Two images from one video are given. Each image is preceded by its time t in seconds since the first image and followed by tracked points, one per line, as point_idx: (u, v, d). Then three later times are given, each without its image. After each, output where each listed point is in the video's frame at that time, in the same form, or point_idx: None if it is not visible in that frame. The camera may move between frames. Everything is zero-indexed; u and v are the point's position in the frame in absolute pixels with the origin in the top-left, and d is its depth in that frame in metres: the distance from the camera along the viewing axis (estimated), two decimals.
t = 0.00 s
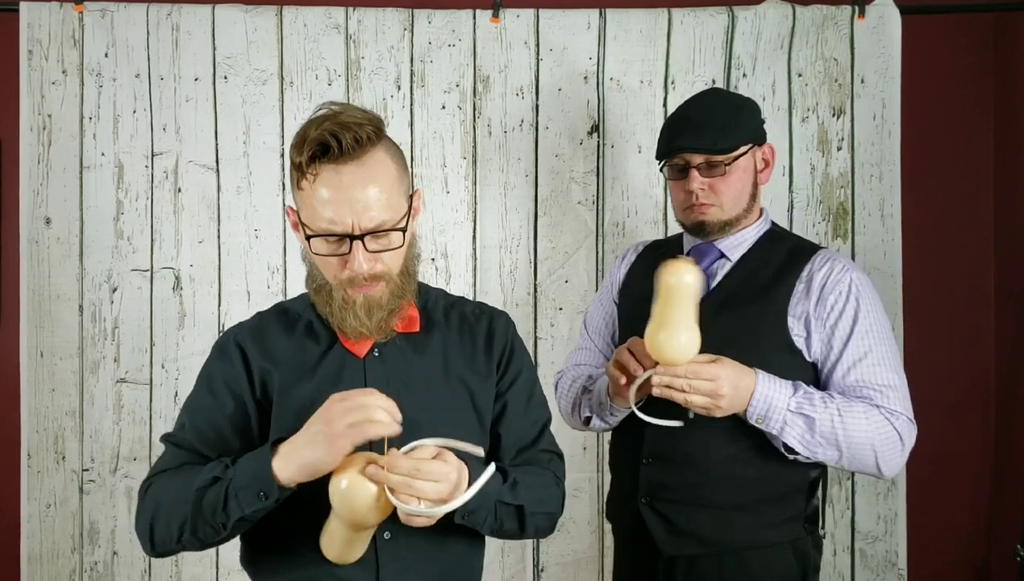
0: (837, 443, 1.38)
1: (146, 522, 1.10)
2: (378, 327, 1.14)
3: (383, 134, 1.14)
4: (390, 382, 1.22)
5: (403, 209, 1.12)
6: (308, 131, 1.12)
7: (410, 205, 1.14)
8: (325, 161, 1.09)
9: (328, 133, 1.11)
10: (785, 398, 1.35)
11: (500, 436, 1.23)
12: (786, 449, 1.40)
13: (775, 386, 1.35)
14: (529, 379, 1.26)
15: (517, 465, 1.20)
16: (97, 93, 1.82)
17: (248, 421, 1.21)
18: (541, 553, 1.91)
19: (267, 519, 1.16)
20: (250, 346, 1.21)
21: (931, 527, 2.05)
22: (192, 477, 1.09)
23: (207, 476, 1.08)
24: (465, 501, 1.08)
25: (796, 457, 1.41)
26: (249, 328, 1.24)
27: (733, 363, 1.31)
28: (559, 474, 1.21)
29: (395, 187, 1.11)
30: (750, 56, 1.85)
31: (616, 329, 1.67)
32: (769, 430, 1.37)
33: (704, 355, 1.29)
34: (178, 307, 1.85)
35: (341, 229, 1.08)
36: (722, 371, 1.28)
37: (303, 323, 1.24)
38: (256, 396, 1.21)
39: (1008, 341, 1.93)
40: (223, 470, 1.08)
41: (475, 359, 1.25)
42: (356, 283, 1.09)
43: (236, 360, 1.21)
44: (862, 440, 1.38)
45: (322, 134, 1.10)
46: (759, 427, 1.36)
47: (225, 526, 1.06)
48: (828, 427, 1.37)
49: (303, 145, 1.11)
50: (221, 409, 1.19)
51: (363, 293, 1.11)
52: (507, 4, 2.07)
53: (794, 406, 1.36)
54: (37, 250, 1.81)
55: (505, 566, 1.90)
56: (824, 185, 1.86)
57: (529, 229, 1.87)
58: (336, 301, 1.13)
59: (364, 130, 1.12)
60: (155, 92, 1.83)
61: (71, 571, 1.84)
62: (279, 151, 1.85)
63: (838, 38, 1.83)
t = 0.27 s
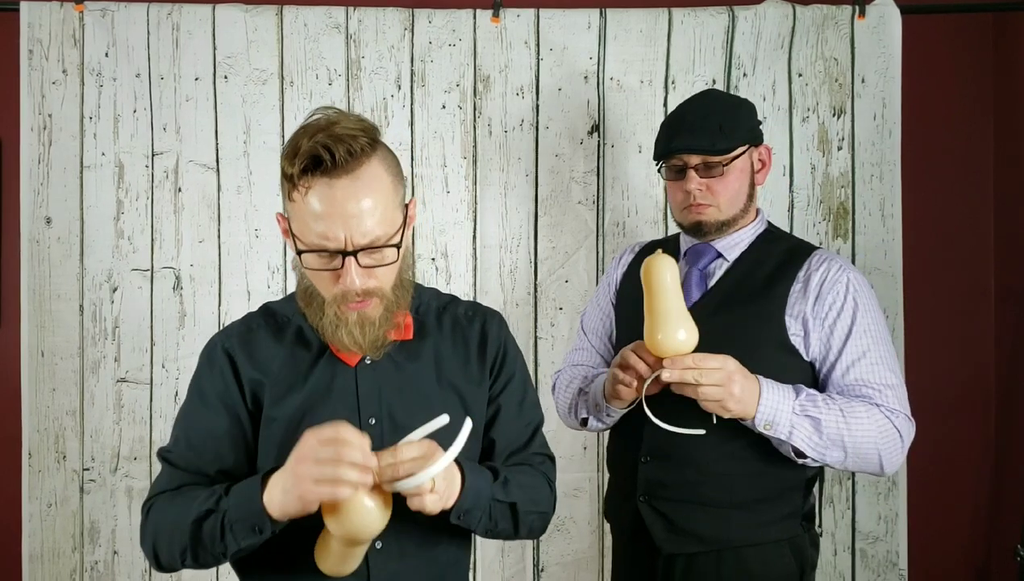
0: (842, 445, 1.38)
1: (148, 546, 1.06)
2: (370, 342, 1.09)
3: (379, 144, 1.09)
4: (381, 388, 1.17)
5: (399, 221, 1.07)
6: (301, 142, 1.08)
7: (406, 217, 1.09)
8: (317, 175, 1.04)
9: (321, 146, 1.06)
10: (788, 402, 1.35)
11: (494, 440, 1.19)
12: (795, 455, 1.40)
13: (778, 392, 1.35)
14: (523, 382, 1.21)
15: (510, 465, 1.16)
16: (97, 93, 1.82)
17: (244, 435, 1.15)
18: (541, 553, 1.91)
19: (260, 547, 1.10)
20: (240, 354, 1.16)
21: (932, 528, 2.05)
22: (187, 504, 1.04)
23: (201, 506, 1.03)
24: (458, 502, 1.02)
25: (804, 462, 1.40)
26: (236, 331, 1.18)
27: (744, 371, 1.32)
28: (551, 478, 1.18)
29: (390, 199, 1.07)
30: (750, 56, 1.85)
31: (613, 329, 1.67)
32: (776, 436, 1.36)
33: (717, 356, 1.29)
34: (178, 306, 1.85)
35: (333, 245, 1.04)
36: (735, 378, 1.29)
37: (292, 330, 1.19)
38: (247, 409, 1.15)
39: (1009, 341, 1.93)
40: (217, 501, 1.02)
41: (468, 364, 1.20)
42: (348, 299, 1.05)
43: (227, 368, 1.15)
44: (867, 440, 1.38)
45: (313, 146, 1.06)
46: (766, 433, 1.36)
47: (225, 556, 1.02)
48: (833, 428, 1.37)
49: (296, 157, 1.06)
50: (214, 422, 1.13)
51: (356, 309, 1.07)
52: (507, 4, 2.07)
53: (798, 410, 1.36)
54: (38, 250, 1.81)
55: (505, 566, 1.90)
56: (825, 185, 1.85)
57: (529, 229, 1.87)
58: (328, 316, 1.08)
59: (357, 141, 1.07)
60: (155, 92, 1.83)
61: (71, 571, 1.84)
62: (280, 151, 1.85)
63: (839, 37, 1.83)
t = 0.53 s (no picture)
0: (870, 437, 1.40)
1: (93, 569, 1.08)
2: (352, 388, 1.14)
3: (376, 196, 1.09)
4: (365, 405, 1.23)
5: (391, 275, 1.09)
6: (297, 195, 1.06)
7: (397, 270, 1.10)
8: (315, 235, 1.03)
9: (319, 204, 1.04)
10: (820, 396, 1.36)
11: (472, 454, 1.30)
12: (829, 448, 1.40)
13: (809, 385, 1.36)
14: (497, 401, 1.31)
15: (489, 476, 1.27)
16: (97, 92, 1.82)
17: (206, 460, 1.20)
18: (541, 551, 1.91)
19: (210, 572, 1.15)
20: (207, 383, 1.20)
21: (932, 527, 2.05)
22: (141, 536, 1.06)
23: (159, 542, 1.05)
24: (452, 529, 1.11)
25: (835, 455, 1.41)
26: (204, 362, 1.21)
27: (762, 356, 1.33)
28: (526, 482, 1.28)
29: (385, 254, 1.07)
30: (750, 54, 1.85)
31: (610, 327, 1.75)
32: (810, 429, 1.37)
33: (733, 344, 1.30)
34: (178, 305, 1.85)
35: (327, 303, 1.05)
36: (752, 356, 1.29)
37: (264, 362, 1.22)
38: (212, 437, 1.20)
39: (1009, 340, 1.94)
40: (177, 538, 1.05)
41: (448, 381, 1.29)
42: (337, 351, 1.08)
43: (194, 399, 1.19)
44: (894, 431, 1.40)
45: (311, 203, 1.04)
46: (801, 427, 1.36)
47: None
48: (862, 420, 1.39)
49: (292, 213, 1.05)
50: (177, 451, 1.16)
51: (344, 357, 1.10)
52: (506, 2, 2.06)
53: (830, 402, 1.37)
54: (38, 248, 1.82)
55: (506, 564, 1.91)
56: (825, 184, 1.85)
57: (530, 228, 1.87)
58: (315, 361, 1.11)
59: (358, 197, 1.06)
60: (155, 90, 1.83)
61: (72, 569, 1.84)
62: (280, 150, 1.85)
63: (839, 36, 1.83)
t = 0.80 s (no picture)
0: (854, 432, 1.38)
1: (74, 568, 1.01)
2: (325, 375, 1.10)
3: (364, 174, 1.07)
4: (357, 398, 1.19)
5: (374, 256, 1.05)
6: (284, 164, 1.04)
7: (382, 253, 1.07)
8: (297, 202, 1.00)
9: (305, 172, 1.02)
10: (795, 391, 1.36)
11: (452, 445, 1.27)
12: (810, 444, 1.39)
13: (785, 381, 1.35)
14: (477, 390, 1.28)
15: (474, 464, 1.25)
16: (97, 92, 1.82)
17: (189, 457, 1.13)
18: (541, 551, 1.91)
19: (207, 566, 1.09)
20: (191, 378, 1.13)
21: (932, 527, 2.05)
22: (126, 525, 1.00)
23: (148, 523, 1.00)
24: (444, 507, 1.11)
25: (821, 451, 1.40)
26: (184, 355, 1.14)
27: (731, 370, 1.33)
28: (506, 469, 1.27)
29: (369, 232, 1.04)
30: (750, 54, 1.85)
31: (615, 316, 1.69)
32: (788, 425, 1.36)
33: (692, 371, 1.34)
34: (179, 305, 1.85)
35: (304, 275, 1.01)
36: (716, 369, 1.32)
37: (247, 357, 1.17)
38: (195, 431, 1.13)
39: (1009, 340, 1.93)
40: (167, 518, 1.00)
41: (430, 370, 1.24)
42: (313, 332, 1.04)
43: (177, 391, 1.12)
44: (879, 428, 1.39)
45: (297, 170, 1.02)
46: (777, 423, 1.35)
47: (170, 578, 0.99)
48: (844, 416, 1.38)
49: (276, 181, 1.02)
50: (157, 444, 1.09)
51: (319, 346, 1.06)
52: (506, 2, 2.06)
53: (808, 399, 1.36)
54: (38, 248, 1.82)
55: (506, 565, 1.91)
56: (825, 183, 1.85)
57: (530, 228, 1.87)
58: (289, 348, 1.09)
59: (345, 171, 1.04)
60: (155, 91, 1.83)
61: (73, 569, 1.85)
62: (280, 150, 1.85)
63: (839, 36, 1.83)
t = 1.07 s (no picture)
0: (846, 444, 1.39)
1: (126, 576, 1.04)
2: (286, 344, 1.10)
3: (338, 140, 1.12)
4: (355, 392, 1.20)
5: (342, 218, 1.09)
6: (260, 123, 1.09)
7: (352, 218, 1.11)
8: (270, 155, 1.05)
9: (281, 128, 1.07)
10: (789, 407, 1.36)
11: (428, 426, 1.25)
12: (801, 457, 1.41)
13: (779, 395, 1.35)
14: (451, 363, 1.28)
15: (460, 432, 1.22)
16: (97, 92, 1.82)
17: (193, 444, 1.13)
18: (541, 552, 1.91)
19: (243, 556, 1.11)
20: (179, 363, 1.15)
21: (932, 527, 2.05)
22: (160, 525, 1.02)
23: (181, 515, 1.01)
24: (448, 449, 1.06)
25: (811, 463, 1.42)
26: (173, 343, 1.17)
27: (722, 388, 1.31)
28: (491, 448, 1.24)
29: (339, 193, 1.08)
30: (750, 54, 1.85)
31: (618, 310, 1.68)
32: (780, 440, 1.37)
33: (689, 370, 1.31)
34: (178, 304, 1.85)
35: (271, 227, 1.05)
36: (707, 386, 1.29)
37: (229, 343, 1.18)
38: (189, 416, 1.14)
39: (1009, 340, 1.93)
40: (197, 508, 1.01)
41: (405, 353, 1.25)
42: (277, 290, 1.06)
43: (169, 381, 1.13)
44: (871, 439, 1.39)
45: (273, 128, 1.07)
46: (770, 438, 1.36)
47: (214, 567, 1.00)
48: (837, 429, 1.38)
49: (251, 135, 1.08)
50: (175, 434, 1.12)
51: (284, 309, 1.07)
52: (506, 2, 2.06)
53: (801, 413, 1.36)
54: (38, 248, 1.82)
55: (506, 565, 1.91)
56: (825, 183, 1.85)
57: (530, 228, 1.87)
58: (251, 311, 1.09)
59: (319, 133, 1.09)
60: (155, 90, 1.83)
61: (72, 569, 1.84)
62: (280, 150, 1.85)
63: (839, 36, 1.83)
